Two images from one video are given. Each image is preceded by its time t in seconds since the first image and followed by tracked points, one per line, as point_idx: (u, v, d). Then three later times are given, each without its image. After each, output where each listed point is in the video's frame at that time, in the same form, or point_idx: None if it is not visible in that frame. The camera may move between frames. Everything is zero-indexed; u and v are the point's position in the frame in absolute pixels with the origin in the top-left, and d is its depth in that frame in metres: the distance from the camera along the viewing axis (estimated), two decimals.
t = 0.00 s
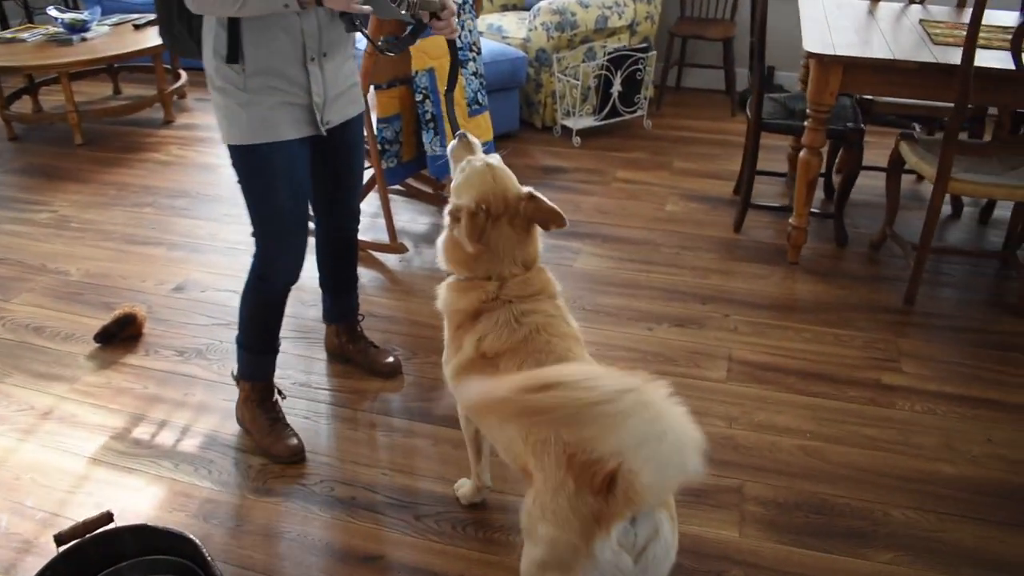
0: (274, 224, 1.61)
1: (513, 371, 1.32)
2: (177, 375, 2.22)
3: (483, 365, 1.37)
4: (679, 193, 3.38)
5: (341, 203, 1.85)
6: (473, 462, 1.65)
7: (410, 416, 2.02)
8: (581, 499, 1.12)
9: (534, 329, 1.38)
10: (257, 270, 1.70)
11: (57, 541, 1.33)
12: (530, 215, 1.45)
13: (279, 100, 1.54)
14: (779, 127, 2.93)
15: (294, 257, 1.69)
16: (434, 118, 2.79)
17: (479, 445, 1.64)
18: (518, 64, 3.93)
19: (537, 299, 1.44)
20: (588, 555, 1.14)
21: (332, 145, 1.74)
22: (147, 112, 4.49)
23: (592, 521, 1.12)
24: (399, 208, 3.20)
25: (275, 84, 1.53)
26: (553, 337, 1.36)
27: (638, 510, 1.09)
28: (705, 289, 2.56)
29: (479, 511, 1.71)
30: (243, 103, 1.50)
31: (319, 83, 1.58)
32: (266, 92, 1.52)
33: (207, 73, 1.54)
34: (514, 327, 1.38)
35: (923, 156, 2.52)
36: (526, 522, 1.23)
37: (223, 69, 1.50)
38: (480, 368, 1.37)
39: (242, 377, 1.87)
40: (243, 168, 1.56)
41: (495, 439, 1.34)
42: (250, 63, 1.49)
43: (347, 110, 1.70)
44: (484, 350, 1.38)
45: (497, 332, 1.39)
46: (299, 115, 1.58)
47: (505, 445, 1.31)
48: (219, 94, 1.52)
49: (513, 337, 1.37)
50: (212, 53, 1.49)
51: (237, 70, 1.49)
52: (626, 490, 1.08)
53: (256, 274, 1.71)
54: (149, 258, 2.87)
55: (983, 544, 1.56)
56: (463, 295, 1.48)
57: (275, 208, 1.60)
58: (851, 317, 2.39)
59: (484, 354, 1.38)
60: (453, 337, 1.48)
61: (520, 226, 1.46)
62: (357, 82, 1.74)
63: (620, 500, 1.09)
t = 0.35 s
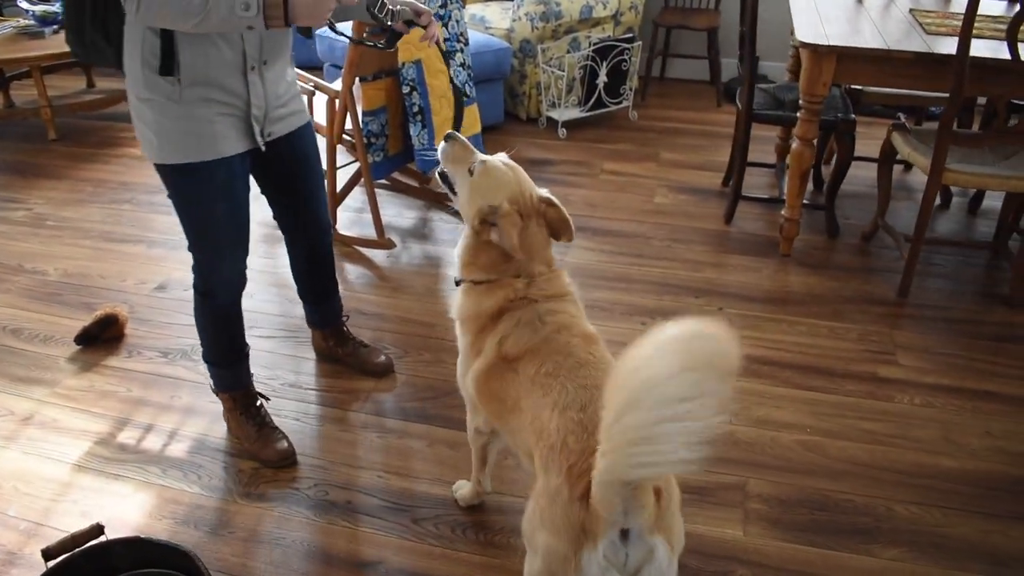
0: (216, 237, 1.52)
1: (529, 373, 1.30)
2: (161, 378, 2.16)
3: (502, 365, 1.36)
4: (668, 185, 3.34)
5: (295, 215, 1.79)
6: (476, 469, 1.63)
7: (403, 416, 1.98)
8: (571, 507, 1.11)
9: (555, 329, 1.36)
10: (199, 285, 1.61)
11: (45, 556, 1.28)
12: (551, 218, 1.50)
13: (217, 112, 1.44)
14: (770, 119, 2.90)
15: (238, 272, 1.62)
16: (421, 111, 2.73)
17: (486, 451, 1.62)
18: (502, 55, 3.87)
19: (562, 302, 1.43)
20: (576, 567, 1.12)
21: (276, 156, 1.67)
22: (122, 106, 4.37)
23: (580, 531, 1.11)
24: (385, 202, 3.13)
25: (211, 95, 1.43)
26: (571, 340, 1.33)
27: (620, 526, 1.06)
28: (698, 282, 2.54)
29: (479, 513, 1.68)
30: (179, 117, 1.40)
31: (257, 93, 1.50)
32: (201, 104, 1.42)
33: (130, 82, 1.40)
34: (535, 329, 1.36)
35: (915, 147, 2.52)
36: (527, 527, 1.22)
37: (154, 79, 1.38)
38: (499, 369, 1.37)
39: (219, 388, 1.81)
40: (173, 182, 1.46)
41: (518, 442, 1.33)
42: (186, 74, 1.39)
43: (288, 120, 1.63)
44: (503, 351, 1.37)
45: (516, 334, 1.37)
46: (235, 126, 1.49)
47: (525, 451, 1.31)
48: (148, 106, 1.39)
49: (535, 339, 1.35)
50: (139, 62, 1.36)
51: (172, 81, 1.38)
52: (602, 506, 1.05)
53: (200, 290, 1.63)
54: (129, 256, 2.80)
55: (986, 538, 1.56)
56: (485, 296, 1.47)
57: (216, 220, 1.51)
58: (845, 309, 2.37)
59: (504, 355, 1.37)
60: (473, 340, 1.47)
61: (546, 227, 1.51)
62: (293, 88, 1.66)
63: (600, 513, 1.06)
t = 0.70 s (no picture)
0: (209, 238, 1.50)
1: (579, 360, 1.32)
2: (166, 371, 2.15)
3: (549, 350, 1.37)
4: (674, 178, 3.32)
5: (290, 216, 1.71)
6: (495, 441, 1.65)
7: (410, 410, 1.96)
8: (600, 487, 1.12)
9: (606, 323, 1.38)
10: (194, 285, 1.59)
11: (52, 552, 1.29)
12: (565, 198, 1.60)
13: (209, 115, 1.42)
14: (778, 112, 2.87)
15: (231, 270, 1.59)
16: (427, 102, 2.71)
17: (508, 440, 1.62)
18: (506, 47, 3.84)
19: (607, 296, 1.46)
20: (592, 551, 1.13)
21: (267, 153, 1.60)
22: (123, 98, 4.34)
23: (602, 513, 1.12)
24: (388, 195, 3.12)
25: (201, 97, 1.40)
26: (622, 336, 1.35)
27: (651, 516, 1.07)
28: (705, 277, 2.52)
29: (486, 509, 1.67)
30: (170, 122, 1.38)
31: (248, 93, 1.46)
32: (191, 107, 1.39)
33: (115, 87, 1.36)
34: (586, 320, 1.38)
35: (924, 141, 2.50)
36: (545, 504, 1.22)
37: (142, 84, 1.35)
38: (544, 352, 1.38)
39: (223, 386, 1.78)
40: (163, 183, 1.43)
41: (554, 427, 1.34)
42: (177, 77, 1.36)
43: (280, 118, 1.59)
44: (552, 336, 1.38)
45: (568, 322, 1.39)
46: (228, 128, 1.46)
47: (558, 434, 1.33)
48: (137, 111, 1.37)
49: (587, 329, 1.37)
50: (126, 67, 1.33)
51: (161, 85, 1.36)
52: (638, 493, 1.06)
53: (194, 290, 1.61)
54: (131, 249, 2.78)
55: (997, 536, 1.55)
56: (529, 283, 1.47)
57: (208, 220, 1.48)
58: (853, 304, 2.36)
59: (552, 340, 1.38)
60: (512, 328, 1.46)
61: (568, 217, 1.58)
62: (280, 85, 1.62)
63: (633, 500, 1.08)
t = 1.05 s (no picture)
0: (239, 229, 1.51)
1: (618, 346, 1.30)
2: (192, 358, 2.17)
3: (589, 339, 1.36)
4: (701, 175, 3.29)
5: (316, 208, 1.72)
6: (534, 459, 1.59)
7: (433, 403, 1.97)
8: (660, 468, 1.11)
9: (643, 310, 1.36)
10: (224, 275, 1.61)
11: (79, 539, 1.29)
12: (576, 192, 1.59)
13: (241, 106, 1.42)
14: (808, 111, 2.84)
15: (260, 261, 1.61)
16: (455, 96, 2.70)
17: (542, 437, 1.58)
18: (535, 42, 3.82)
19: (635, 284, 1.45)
20: (653, 532, 1.12)
21: (296, 145, 1.61)
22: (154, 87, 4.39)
23: (663, 494, 1.11)
24: (415, 188, 3.12)
25: (235, 89, 1.40)
26: (661, 320, 1.34)
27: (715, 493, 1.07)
28: (732, 276, 2.50)
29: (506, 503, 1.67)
30: (204, 114, 1.38)
31: (280, 84, 1.47)
32: (225, 98, 1.40)
33: (149, 78, 1.36)
34: (621, 307, 1.37)
35: (959, 143, 2.46)
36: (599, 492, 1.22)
37: (177, 76, 1.35)
38: (582, 342, 1.37)
39: (249, 374, 1.80)
40: (195, 175, 1.44)
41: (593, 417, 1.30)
42: (211, 70, 1.36)
43: (309, 109, 1.59)
44: (590, 327, 1.37)
45: (605, 312, 1.37)
46: (260, 119, 1.46)
47: (601, 424, 1.29)
48: (172, 103, 1.37)
49: (624, 317, 1.35)
50: (161, 59, 1.33)
51: (196, 77, 1.36)
52: (707, 466, 1.05)
53: (224, 280, 1.62)
54: (160, 237, 2.81)
55: None
56: (558, 276, 1.47)
57: (238, 212, 1.49)
58: (882, 306, 2.33)
59: (590, 330, 1.37)
60: (546, 321, 1.46)
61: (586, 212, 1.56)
62: (308, 75, 1.63)
63: (699, 477, 1.07)
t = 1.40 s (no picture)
0: (243, 221, 1.51)
1: (622, 332, 1.33)
2: (198, 349, 2.18)
3: (589, 330, 1.37)
4: (708, 169, 3.28)
5: (321, 200, 1.72)
6: (536, 446, 1.59)
7: (438, 395, 1.97)
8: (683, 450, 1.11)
9: (639, 295, 1.39)
10: (230, 267, 1.62)
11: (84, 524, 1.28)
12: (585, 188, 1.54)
13: (245, 98, 1.42)
14: (817, 104, 2.82)
15: (265, 253, 1.61)
16: (463, 88, 2.70)
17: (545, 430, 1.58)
18: (543, 34, 3.81)
19: (628, 271, 1.47)
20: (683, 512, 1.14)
21: (301, 137, 1.61)
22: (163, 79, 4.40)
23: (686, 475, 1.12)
24: (422, 180, 3.12)
25: (238, 81, 1.41)
26: (660, 303, 1.38)
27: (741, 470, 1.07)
28: (738, 270, 2.49)
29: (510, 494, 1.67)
30: (208, 106, 1.38)
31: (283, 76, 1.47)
32: (228, 90, 1.40)
33: (152, 71, 1.37)
34: (620, 295, 1.39)
35: (969, 137, 2.44)
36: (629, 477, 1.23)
37: (181, 68, 1.35)
38: (582, 333, 1.38)
39: (255, 365, 1.81)
40: (199, 167, 1.44)
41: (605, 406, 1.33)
42: (214, 62, 1.37)
43: (312, 102, 1.59)
44: (589, 318, 1.38)
45: (602, 300, 1.39)
46: (263, 111, 1.46)
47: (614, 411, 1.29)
48: (175, 95, 1.37)
49: (622, 303, 1.38)
50: (165, 51, 1.33)
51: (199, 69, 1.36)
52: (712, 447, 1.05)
53: (230, 272, 1.63)
54: (167, 228, 2.82)
55: None
56: (552, 266, 1.46)
57: (242, 203, 1.49)
58: (889, 301, 2.32)
59: (589, 320, 1.38)
60: (543, 317, 1.46)
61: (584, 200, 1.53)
62: (313, 70, 1.64)
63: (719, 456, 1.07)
